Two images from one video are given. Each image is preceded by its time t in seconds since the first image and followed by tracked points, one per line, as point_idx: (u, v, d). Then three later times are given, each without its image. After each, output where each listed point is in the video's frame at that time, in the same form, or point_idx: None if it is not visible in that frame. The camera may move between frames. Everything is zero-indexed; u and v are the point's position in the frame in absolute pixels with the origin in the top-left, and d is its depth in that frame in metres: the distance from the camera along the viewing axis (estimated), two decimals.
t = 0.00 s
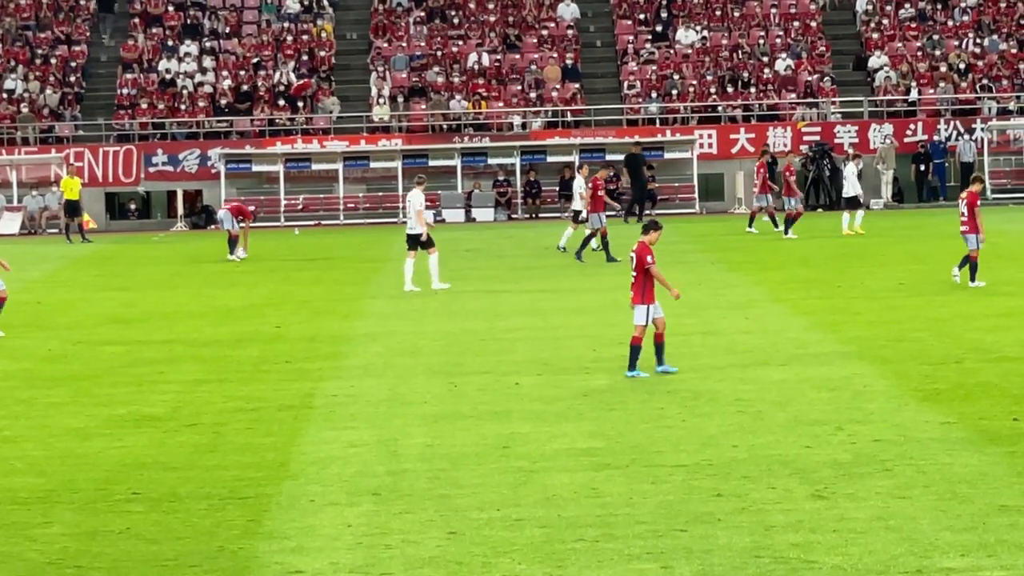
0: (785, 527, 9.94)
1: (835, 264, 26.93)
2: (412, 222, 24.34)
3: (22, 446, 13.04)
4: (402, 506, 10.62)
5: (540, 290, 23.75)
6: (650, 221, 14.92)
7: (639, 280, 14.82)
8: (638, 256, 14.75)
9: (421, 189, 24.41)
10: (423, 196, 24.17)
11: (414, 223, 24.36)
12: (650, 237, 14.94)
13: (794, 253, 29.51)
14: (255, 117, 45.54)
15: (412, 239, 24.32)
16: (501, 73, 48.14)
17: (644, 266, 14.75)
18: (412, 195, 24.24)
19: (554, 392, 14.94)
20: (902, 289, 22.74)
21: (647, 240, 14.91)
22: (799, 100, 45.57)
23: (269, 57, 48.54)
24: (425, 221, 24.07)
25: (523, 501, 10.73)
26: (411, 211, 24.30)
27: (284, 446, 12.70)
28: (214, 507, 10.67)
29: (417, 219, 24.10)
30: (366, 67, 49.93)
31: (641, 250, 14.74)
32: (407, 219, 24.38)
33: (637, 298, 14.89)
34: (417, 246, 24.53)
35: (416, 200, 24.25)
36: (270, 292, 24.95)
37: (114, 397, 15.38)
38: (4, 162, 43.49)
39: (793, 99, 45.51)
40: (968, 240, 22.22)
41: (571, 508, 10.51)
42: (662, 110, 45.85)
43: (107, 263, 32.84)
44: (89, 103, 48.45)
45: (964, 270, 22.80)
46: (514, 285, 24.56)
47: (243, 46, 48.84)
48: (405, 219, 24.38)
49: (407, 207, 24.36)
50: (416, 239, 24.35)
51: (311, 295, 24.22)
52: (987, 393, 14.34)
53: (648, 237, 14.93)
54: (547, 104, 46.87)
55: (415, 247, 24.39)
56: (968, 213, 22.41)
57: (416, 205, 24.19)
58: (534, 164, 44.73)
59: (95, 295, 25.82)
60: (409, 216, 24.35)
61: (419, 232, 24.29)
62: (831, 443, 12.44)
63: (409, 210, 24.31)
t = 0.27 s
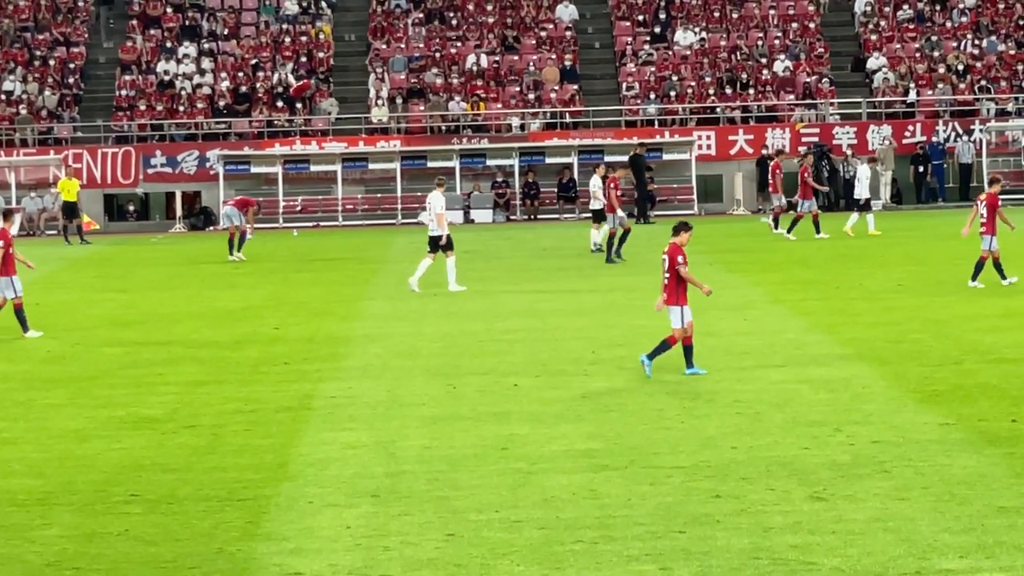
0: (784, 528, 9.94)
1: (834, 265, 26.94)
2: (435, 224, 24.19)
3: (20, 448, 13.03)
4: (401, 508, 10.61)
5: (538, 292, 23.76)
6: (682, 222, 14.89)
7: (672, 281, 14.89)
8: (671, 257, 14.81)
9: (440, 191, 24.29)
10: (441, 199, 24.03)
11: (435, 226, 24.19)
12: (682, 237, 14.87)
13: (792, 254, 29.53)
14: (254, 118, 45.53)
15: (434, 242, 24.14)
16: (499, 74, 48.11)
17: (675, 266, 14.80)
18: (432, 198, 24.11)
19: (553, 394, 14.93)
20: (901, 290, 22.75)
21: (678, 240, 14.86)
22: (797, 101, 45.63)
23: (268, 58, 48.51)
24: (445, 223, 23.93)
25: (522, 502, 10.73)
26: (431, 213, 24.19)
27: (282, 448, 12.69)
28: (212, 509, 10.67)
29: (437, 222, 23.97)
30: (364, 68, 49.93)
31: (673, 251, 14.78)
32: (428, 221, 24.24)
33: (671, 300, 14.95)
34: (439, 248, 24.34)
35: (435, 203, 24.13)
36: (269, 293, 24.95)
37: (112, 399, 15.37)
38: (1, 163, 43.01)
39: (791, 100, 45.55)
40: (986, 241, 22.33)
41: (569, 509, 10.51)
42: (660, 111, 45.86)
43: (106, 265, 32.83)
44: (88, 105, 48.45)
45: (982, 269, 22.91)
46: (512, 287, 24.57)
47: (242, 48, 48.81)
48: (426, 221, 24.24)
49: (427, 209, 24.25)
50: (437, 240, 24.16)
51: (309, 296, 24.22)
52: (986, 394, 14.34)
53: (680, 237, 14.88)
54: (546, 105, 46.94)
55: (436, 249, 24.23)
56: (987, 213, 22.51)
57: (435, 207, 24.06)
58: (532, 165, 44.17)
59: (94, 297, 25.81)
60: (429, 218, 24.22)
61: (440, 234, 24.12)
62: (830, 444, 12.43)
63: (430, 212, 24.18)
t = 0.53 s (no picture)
0: (779, 531, 9.95)
1: (830, 268, 26.96)
2: (451, 224, 24.35)
3: (15, 450, 13.01)
4: (397, 511, 10.61)
5: (533, 294, 23.75)
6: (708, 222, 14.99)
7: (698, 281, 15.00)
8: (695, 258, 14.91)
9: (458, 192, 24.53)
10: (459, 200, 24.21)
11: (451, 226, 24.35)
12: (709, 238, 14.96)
13: (787, 257, 29.55)
14: (249, 121, 45.54)
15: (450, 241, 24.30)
16: (495, 77, 48.11)
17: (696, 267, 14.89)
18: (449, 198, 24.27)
19: (549, 397, 14.93)
20: (896, 293, 22.78)
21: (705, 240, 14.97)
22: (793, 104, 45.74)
23: (263, 61, 48.47)
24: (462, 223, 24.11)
25: (517, 505, 10.73)
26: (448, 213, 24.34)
27: (277, 451, 12.68)
28: (208, 512, 10.66)
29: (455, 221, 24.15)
30: (360, 71, 49.92)
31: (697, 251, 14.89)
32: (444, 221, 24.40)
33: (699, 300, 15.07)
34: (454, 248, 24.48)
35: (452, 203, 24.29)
36: (264, 296, 24.93)
37: (108, 401, 15.35)
38: None
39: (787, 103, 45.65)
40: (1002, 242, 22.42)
41: (565, 512, 10.51)
42: (656, 114, 45.89)
43: (101, 268, 32.78)
44: (83, 108, 48.44)
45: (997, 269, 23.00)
46: (507, 289, 24.55)
47: (238, 50, 48.76)
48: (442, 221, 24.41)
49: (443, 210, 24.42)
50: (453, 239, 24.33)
51: (305, 299, 24.20)
52: (981, 397, 14.35)
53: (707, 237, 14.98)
54: (541, 108, 46.96)
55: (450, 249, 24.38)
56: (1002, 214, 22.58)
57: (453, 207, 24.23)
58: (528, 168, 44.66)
59: (89, 299, 25.79)
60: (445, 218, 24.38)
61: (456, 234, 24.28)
62: (825, 447, 12.44)
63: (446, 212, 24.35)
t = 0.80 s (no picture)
0: (767, 539, 9.93)
1: (817, 276, 26.98)
2: (456, 232, 24.46)
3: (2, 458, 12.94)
4: (384, 518, 10.56)
5: (521, 302, 23.72)
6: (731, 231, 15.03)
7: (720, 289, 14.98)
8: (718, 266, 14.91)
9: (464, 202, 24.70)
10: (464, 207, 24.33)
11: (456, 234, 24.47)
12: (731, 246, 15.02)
13: (774, 265, 29.57)
14: (237, 128, 45.49)
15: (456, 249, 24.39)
16: (483, 84, 48.13)
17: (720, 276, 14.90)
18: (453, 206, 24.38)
19: (537, 404, 14.90)
20: (884, 301, 22.80)
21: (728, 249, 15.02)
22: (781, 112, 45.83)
23: (251, 68, 48.41)
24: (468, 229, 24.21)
25: (505, 512, 10.70)
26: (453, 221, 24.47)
27: (265, 458, 12.63)
28: (196, 519, 10.61)
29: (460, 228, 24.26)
30: (347, 78, 49.89)
31: (720, 259, 14.90)
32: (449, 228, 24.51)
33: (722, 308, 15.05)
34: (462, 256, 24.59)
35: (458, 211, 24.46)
36: (252, 304, 24.87)
37: (95, 409, 15.28)
38: None
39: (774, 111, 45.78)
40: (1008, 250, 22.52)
41: (553, 520, 10.47)
42: (643, 122, 45.93)
43: (88, 275, 32.69)
44: (71, 115, 48.32)
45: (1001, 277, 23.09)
46: (494, 296, 24.51)
47: (226, 58, 48.67)
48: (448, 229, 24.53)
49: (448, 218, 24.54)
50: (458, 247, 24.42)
51: (293, 306, 24.14)
52: (969, 404, 14.36)
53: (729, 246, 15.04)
54: (529, 116, 46.92)
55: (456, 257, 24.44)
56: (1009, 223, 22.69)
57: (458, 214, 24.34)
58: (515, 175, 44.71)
59: (76, 307, 25.70)
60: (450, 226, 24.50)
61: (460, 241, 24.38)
62: (813, 455, 12.43)
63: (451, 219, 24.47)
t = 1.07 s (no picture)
0: (747, 549, 9.91)
1: (798, 287, 27.03)
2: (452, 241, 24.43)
3: None
4: (364, 529, 10.51)
5: (502, 313, 23.69)
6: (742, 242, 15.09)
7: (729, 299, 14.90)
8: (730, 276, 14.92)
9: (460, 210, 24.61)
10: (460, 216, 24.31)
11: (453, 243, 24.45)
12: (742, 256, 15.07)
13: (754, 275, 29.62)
14: (217, 139, 45.40)
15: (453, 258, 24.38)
16: (463, 95, 48.14)
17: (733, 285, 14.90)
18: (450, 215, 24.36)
19: (517, 415, 14.86)
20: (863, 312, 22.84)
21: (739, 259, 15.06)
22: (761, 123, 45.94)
23: (231, 79, 48.31)
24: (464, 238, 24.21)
25: (484, 523, 10.66)
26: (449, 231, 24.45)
27: (245, 469, 12.57)
28: (175, 530, 10.54)
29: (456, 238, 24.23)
30: (328, 89, 49.84)
31: (732, 269, 14.90)
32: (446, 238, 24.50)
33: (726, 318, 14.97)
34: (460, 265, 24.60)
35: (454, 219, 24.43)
36: (232, 314, 24.78)
37: (73, 419, 15.19)
38: None
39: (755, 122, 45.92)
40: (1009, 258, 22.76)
41: (532, 530, 10.43)
42: (624, 133, 45.98)
43: (67, 285, 32.56)
44: (51, 125, 48.13)
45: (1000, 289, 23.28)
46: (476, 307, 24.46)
47: (206, 67, 48.53)
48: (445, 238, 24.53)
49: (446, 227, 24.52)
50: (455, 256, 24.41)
51: (273, 317, 24.07)
52: (948, 415, 14.38)
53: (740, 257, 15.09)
54: (509, 126, 46.90)
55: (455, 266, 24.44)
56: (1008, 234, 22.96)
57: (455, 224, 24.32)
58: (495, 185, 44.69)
59: (56, 317, 25.58)
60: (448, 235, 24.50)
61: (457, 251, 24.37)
62: (794, 465, 12.42)
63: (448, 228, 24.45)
